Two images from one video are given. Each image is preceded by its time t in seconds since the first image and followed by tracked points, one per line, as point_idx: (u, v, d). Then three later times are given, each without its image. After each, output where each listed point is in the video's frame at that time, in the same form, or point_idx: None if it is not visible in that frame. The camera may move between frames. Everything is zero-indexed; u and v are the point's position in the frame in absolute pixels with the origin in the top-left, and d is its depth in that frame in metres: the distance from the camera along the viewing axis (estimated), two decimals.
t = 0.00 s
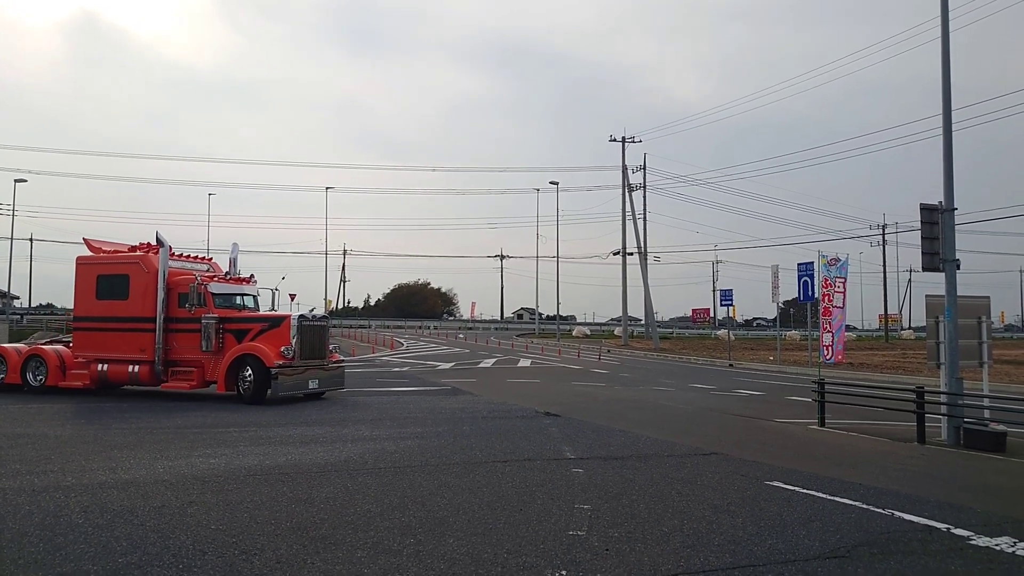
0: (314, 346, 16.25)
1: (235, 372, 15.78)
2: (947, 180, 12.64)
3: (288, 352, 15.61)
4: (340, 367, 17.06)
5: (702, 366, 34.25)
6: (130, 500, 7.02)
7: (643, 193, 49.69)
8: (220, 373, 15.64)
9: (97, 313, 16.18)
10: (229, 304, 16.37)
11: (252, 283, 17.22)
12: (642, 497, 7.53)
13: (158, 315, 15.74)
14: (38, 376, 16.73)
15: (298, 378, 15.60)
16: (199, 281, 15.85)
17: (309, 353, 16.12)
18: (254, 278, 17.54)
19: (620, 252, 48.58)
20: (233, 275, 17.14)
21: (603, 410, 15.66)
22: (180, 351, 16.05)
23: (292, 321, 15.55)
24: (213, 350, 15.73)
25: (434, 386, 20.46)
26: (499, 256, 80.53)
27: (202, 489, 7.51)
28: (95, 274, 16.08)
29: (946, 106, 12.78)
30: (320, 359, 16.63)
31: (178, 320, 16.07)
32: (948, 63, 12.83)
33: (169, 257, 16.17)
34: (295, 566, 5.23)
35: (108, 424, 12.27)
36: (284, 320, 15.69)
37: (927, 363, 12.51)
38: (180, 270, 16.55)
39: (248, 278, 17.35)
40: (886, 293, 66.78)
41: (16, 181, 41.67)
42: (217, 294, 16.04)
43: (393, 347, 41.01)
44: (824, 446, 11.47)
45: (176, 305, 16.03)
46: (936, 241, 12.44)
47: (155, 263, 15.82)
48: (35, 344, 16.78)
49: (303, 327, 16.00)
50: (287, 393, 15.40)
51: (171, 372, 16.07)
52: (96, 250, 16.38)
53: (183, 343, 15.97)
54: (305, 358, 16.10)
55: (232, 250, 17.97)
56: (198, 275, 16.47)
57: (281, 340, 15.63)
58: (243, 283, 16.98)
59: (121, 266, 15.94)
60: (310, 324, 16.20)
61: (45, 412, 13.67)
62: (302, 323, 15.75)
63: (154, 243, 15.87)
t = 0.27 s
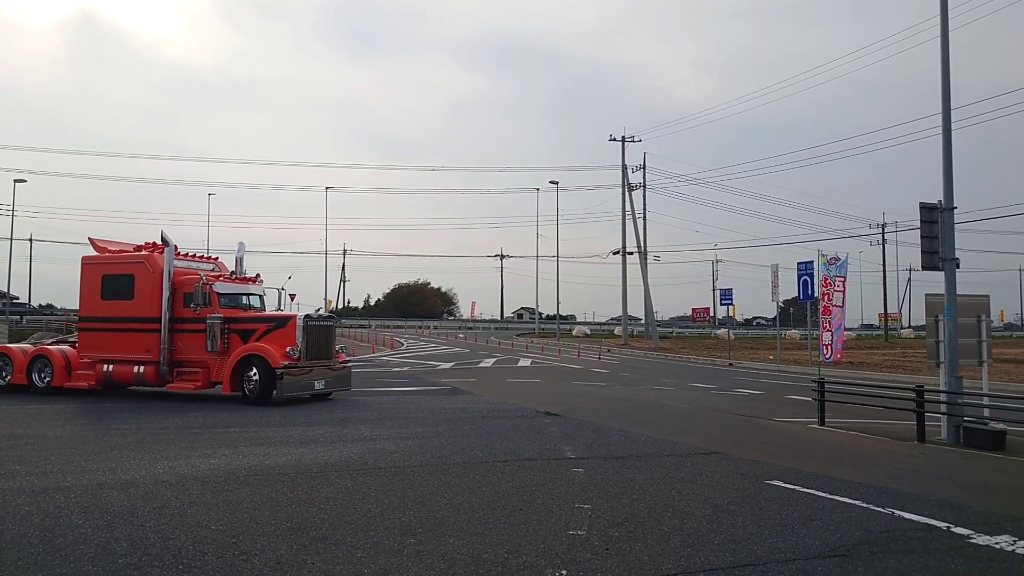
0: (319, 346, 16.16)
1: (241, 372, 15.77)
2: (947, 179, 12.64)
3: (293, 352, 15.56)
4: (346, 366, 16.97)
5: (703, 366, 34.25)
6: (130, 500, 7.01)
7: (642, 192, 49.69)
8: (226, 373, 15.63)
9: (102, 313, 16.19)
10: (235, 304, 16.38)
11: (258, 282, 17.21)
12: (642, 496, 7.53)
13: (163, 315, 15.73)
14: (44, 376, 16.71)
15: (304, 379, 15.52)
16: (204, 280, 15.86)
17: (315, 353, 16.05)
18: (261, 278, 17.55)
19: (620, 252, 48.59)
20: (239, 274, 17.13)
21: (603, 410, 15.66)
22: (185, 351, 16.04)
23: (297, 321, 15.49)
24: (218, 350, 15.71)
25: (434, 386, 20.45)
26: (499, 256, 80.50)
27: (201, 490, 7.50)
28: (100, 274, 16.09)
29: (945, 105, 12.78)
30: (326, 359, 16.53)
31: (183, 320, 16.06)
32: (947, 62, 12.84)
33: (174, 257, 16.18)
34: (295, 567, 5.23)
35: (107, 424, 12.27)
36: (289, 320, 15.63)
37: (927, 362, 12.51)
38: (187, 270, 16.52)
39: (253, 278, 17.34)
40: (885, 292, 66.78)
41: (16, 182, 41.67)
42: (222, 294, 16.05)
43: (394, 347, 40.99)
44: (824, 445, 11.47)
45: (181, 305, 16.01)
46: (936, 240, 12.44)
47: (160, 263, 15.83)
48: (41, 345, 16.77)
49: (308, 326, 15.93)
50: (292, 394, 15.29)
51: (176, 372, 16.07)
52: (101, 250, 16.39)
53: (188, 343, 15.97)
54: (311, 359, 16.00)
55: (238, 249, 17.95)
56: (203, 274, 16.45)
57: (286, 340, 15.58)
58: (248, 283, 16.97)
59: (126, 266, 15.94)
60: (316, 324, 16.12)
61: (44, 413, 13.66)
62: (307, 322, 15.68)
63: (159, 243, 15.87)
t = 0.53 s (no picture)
0: (328, 345, 16.07)
1: (249, 373, 15.69)
2: (946, 177, 12.64)
3: (302, 352, 15.48)
4: (356, 366, 16.87)
5: (703, 365, 34.26)
6: (131, 501, 7.02)
7: (642, 191, 49.69)
8: (235, 374, 15.55)
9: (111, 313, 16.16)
10: (243, 303, 16.37)
11: (266, 282, 17.20)
12: (643, 495, 7.53)
13: (171, 315, 15.70)
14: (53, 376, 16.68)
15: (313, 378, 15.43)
16: (212, 280, 15.84)
17: (324, 353, 15.97)
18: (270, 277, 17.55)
19: (620, 251, 48.61)
20: (248, 274, 17.12)
21: (603, 409, 15.66)
22: (194, 351, 16.00)
23: (306, 321, 15.42)
24: (227, 350, 15.66)
25: (434, 386, 20.46)
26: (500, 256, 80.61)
27: (202, 490, 7.51)
28: (109, 274, 16.08)
29: (945, 103, 12.77)
30: (336, 359, 16.46)
31: (191, 320, 16.02)
32: (947, 60, 12.83)
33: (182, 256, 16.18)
34: (297, 566, 5.23)
35: (108, 425, 12.27)
36: (298, 319, 15.57)
37: (927, 360, 12.52)
38: (194, 269, 16.54)
39: (262, 277, 17.33)
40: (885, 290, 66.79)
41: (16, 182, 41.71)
42: (230, 293, 16.04)
43: (394, 347, 40.98)
44: (825, 443, 11.47)
45: (189, 305, 15.98)
46: (936, 238, 12.43)
47: (169, 262, 15.81)
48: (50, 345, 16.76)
49: (317, 326, 15.85)
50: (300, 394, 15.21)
51: (185, 373, 16.02)
52: (110, 250, 16.40)
53: (197, 344, 15.92)
54: (320, 359, 15.96)
55: (247, 250, 17.87)
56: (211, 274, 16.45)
57: (295, 340, 15.52)
58: (257, 283, 16.96)
59: (134, 266, 15.93)
60: (324, 323, 16.06)
61: (45, 413, 13.66)
62: (316, 322, 15.60)
63: (168, 242, 15.86)
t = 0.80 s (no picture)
0: (339, 346, 15.78)
1: (258, 374, 15.49)
2: (946, 178, 12.64)
3: (312, 353, 15.25)
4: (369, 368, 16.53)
5: (702, 366, 34.25)
6: (130, 501, 7.01)
7: (642, 192, 49.69)
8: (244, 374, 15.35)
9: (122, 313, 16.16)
10: (254, 303, 16.22)
11: (278, 282, 17.07)
12: (642, 496, 7.53)
13: (181, 315, 15.63)
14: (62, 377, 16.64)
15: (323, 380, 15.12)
16: (221, 279, 15.72)
17: (334, 354, 15.69)
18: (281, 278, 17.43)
19: (620, 252, 48.63)
20: (259, 273, 17.00)
21: (602, 410, 15.65)
22: (203, 352, 15.89)
23: (316, 321, 15.21)
24: (236, 351, 15.51)
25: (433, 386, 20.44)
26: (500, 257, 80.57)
27: (201, 490, 7.50)
28: (119, 273, 16.07)
29: (944, 104, 12.77)
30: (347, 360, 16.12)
31: (201, 320, 15.93)
32: (947, 62, 12.83)
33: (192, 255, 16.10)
34: (295, 567, 5.23)
35: (107, 425, 12.25)
36: (308, 320, 15.37)
37: (926, 361, 12.51)
38: (205, 269, 16.42)
39: (274, 277, 17.19)
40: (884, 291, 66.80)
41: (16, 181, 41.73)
42: (241, 293, 15.90)
43: (394, 347, 40.94)
44: (825, 444, 11.45)
45: (199, 305, 15.90)
46: (936, 239, 12.44)
47: (178, 261, 15.76)
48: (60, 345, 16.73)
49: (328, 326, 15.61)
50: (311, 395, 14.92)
51: (194, 374, 15.91)
52: (121, 249, 16.41)
53: (206, 344, 15.79)
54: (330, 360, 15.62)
55: (259, 249, 17.87)
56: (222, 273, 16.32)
57: (305, 340, 15.31)
58: (268, 282, 16.84)
59: (144, 265, 15.91)
60: (335, 323, 15.79)
61: (44, 413, 13.65)
62: (327, 323, 15.36)
63: (178, 241, 15.82)
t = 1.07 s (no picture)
0: (351, 346, 15.53)
1: (269, 374, 15.31)
2: (943, 180, 12.67)
3: (323, 353, 15.03)
4: (381, 368, 16.26)
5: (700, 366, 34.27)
6: (128, 500, 7.01)
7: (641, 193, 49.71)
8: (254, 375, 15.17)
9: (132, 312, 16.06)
10: (264, 302, 16.06)
11: (289, 280, 16.92)
12: (639, 496, 7.54)
13: (190, 314, 15.49)
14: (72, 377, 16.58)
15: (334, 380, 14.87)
16: (230, 278, 15.56)
17: (346, 354, 15.45)
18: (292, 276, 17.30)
19: (618, 253, 48.65)
20: (271, 272, 16.86)
21: (600, 410, 15.65)
22: (213, 352, 15.74)
23: (328, 321, 14.99)
24: (246, 351, 15.34)
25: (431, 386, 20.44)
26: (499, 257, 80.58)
27: (198, 490, 7.50)
28: (128, 272, 15.96)
29: (942, 105, 12.80)
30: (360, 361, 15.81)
31: (211, 319, 15.78)
32: (945, 64, 12.85)
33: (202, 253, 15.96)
34: (293, 566, 5.23)
35: (104, 425, 12.24)
36: (319, 319, 15.17)
37: (923, 362, 12.53)
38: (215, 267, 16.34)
39: (285, 276, 17.06)
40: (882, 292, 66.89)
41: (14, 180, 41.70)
42: (251, 293, 15.75)
43: (392, 347, 40.93)
44: (822, 446, 11.46)
45: (209, 304, 15.75)
46: (933, 241, 12.46)
47: (188, 259, 15.61)
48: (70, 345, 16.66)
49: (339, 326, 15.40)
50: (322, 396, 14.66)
51: (204, 374, 15.77)
52: (130, 247, 16.30)
53: (216, 343, 15.64)
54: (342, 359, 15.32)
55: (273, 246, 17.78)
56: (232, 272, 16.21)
57: (316, 340, 15.10)
58: (279, 281, 16.69)
59: (153, 263, 15.78)
60: (347, 323, 15.56)
61: (41, 412, 13.64)
62: (338, 322, 15.15)
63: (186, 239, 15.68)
